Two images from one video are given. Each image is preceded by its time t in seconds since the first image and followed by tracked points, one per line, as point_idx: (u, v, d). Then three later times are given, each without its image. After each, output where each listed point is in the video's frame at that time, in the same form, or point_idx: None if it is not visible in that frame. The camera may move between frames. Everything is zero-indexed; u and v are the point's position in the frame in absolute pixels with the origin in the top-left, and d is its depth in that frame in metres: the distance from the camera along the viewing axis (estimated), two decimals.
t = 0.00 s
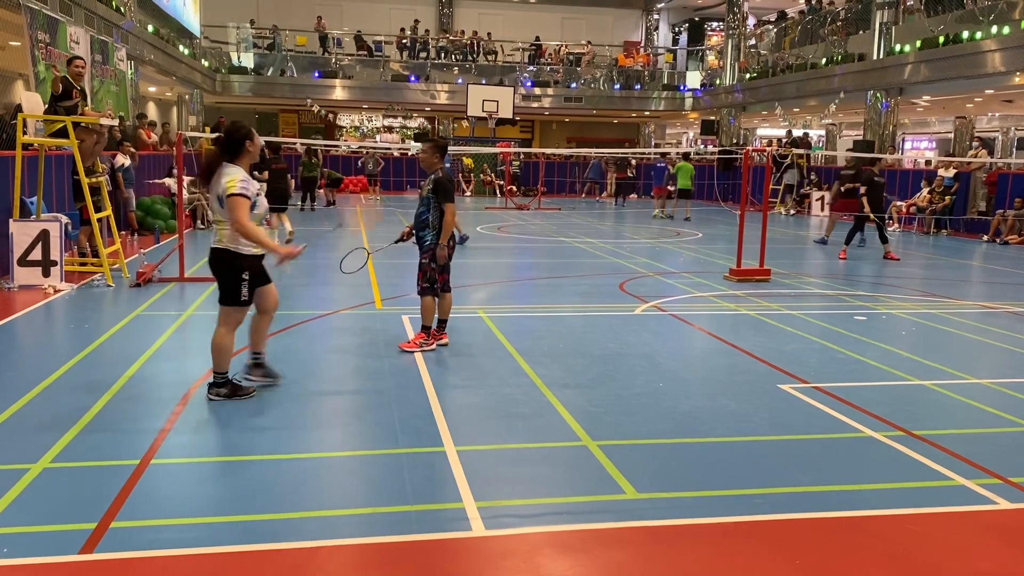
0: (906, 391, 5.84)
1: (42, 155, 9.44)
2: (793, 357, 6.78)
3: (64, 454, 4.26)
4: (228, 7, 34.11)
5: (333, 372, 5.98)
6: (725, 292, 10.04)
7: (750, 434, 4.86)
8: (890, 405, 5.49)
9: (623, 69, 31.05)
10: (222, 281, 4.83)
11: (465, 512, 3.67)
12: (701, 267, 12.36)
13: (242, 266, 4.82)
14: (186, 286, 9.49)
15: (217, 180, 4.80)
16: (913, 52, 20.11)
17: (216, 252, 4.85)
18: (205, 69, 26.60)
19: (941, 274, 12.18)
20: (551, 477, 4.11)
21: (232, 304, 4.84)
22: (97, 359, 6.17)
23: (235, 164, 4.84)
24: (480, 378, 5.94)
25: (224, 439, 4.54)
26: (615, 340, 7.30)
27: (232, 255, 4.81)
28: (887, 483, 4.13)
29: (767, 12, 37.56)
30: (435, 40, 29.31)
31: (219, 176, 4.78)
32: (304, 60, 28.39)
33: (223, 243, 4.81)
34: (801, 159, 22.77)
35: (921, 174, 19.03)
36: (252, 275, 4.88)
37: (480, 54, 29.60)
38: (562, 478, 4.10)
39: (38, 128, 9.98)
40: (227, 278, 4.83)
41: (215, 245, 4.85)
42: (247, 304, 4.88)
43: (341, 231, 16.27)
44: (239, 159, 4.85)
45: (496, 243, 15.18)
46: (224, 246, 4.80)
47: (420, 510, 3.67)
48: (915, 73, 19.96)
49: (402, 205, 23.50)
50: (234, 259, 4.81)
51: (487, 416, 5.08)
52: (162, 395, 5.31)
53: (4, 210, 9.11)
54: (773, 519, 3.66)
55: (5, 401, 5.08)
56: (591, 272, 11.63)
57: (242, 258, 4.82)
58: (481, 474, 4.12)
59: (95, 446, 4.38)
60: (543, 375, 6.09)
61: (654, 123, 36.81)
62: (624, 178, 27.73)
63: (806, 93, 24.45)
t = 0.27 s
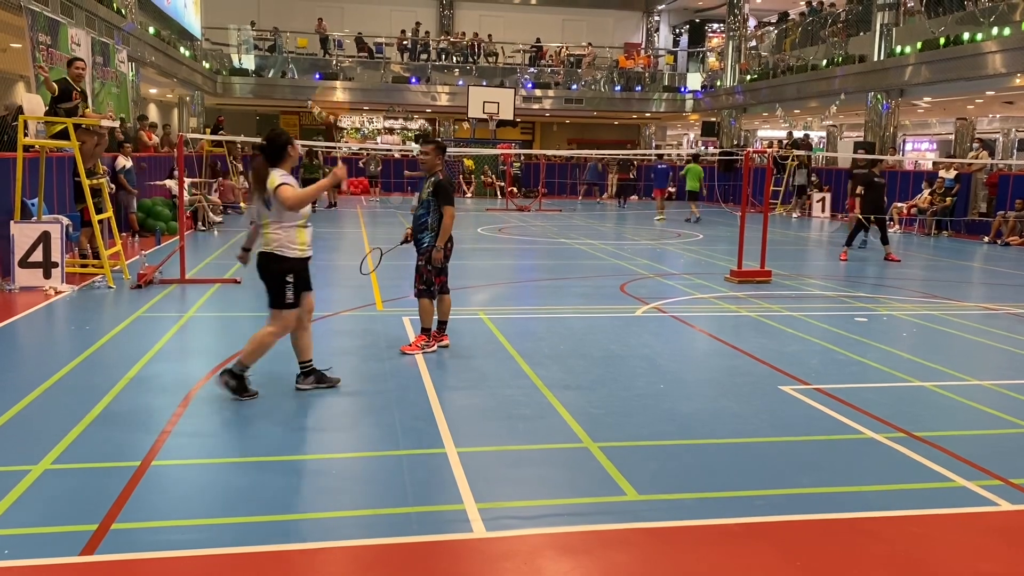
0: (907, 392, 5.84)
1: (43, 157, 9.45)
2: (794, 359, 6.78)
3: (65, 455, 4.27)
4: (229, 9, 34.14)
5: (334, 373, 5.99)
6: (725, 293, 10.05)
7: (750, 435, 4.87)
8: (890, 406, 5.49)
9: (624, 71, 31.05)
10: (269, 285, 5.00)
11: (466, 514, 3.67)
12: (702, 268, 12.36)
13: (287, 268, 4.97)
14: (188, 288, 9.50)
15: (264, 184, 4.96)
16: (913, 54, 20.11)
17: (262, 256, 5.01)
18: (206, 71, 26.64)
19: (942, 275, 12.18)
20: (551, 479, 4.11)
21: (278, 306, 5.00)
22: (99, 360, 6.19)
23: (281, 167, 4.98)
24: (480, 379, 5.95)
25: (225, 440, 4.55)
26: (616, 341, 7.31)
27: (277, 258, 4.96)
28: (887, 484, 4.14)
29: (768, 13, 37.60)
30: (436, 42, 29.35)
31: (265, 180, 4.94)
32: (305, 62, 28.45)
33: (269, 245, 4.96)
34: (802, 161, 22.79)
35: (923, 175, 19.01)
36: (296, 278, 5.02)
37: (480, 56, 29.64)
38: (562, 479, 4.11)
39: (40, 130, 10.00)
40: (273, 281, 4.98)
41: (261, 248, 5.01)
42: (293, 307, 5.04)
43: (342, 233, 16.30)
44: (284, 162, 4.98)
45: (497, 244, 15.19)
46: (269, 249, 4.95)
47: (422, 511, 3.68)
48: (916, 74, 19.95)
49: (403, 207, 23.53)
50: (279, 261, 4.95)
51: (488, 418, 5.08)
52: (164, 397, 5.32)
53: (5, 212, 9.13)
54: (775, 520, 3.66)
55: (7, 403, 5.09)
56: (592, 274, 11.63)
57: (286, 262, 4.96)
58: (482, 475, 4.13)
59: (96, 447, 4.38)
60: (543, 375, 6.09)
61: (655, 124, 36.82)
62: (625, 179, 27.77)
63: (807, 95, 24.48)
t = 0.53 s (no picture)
0: (907, 392, 5.84)
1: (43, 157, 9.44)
2: (794, 359, 6.78)
3: (65, 455, 4.27)
4: (229, 9, 34.14)
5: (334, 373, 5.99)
6: (725, 293, 10.05)
7: (750, 435, 4.87)
8: (890, 406, 5.49)
9: (624, 71, 31.05)
10: (317, 281, 5.11)
11: (466, 514, 3.67)
12: (702, 268, 12.35)
13: (331, 262, 5.11)
14: (188, 287, 9.51)
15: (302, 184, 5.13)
16: (913, 54, 20.12)
17: (302, 255, 5.12)
18: (206, 71, 26.66)
19: (943, 276, 12.18)
20: (551, 479, 4.11)
21: (336, 298, 5.13)
22: (99, 360, 6.19)
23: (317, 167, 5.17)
24: (480, 379, 5.95)
25: (225, 441, 4.55)
26: (616, 342, 7.31)
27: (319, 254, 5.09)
28: (887, 484, 4.14)
29: (768, 14, 37.62)
30: (436, 42, 29.36)
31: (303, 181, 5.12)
32: (306, 63, 28.46)
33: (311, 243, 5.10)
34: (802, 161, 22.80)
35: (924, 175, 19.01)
36: (344, 269, 5.15)
37: (481, 56, 29.65)
38: (562, 479, 4.11)
39: (40, 130, 10.01)
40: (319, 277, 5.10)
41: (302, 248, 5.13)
42: (356, 292, 5.18)
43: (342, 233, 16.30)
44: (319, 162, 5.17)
45: (498, 244, 15.20)
46: (309, 247, 5.08)
47: (422, 511, 3.68)
48: (916, 74, 19.95)
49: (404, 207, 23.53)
50: (321, 256, 5.08)
51: (489, 418, 5.07)
52: (164, 397, 5.32)
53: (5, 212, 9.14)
54: (775, 521, 3.66)
55: (7, 403, 5.09)
56: (592, 274, 11.64)
57: (328, 256, 5.10)
58: (482, 476, 4.13)
59: (97, 447, 4.38)
60: (543, 376, 6.09)
61: (655, 125, 36.82)
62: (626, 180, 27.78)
63: (807, 95, 24.48)
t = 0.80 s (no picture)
0: (907, 393, 5.84)
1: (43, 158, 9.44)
2: (794, 359, 6.78)
3: (66, 455, 4.28)
4: (229, 9, 34.16)
5: (335, 374, 5.99)
6: (725, 293, 10.05)
7: (750, 436, 4.87)
8: (890, 407, 5.49)
9: (624, 71, 31.04)
10: (359, 284, 5.13)
11: (466, 514, 3.67)
12: (703, 269, 12.35)
13: (377, 266, 5.13)
14: (188, 288, 9.52)
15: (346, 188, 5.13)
16: (913, 54, 20.12)
17: (347, 256, 5.13)
18: (206, 72, 26.67)
19: (943, 276, 12.19)
20: (552, 480, 4.11)
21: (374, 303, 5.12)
22: (99, 361, 6.19)
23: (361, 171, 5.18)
24: (480, 379, 5.95)
25: (225, 441, 4.55)
26: (616, 342, 7.31)
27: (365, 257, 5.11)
28: (888, 484, 4.14)
29: (768, 14, 37.64)
30: (436, 43, 29.34)
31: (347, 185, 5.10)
32: (306, 63, 28.47)
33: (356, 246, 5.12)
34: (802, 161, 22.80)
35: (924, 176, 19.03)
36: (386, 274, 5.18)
37: (480, 57, 29.67)
38: (562, 480, 4.11)
39: (40, 130, 10.02)
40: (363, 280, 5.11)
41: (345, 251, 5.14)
42: (389, 302, 5.17)
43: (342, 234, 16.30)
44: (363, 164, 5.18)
45: (498, 245, 15.20)
46: (355, 249, 5.10)
47: (423, 511, 3.68)
48: (916, 74, 19.94)
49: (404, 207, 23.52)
50: (367, 260, 5.10)
51: (489, 419, 5.07)
52: (164, 398, 5.32)
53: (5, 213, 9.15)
54: (775, 521, 3.66)
55: (7, 404, 5.08)
56: (592, 274, 11.64)
57: (375, 260, 5.12)
58: (482, 476, 4.13)
59: (97, 448, 4.38)
60: (544, 376, 6.09)
61: (655, 125, 36.84)
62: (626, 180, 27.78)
63: (807, 96, 24.49)
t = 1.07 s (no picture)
0: (908, 391, 5.84)
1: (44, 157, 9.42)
2: (795, 358, 6.78)
3: (67, 455, 4.27)
4: (228, 8, 34.11)
5: (335, 373, 5.99)
6: (726, 292, 10.05)
7: (752, 435, 4.87)
8: (891, 405, 5.50)
9: (624, 70, 31.03)
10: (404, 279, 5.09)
11: (467, 513, 3.67)
12: (703, 267, 12.36)
13: (423, 262, 5.09)
14: (188, 287, 9.49)
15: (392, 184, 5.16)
16: (914, 52, 20.13)
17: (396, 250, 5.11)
18: (206, 70, 26.63)
19: (944, 274, 12.19)
20: (553, 478, 4.11)
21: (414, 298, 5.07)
22: (99, 360, 6.18)
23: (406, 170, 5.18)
24: (481, 379, 5.94)
25: (226, 440, 4.54)
26: (617, 341, 7.30)
27: (413, 252, 5.07)
28: (890, 483, 4.14)
29: (767, 12, 37.65)
30: (436, 42, 29.29)
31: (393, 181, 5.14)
32: (306, 62, 28.42)
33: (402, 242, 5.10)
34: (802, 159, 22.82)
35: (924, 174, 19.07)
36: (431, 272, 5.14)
37: (481, 55, 29.65)
38: (564, 479, 4.10)
39: (40, 130, 10.01)
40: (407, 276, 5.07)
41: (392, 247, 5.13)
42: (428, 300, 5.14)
43: (342, 233, 16.27)
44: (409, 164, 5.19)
45: (498, 244, 15.18)
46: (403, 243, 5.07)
47: (424, 511, 3.67)
48: (917, 73, 19.97)
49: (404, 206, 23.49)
50: (415, 256, 5.07)
51: (491, 418, 5.07)
52: (165, 397, 5.31)
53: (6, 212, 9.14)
54: (777, 520, 3.66)
55: (7, 404, 5.07)
56: (593, 273, 11.63)
57: (422, 256, 5.09)
58: (484, 475, 4.12)
59: (98, 448, 4.38)
60: (545, 375, 6.08)
61: (655, 123, 36.85)
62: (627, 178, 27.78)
63: (807, 94, 24.51)
